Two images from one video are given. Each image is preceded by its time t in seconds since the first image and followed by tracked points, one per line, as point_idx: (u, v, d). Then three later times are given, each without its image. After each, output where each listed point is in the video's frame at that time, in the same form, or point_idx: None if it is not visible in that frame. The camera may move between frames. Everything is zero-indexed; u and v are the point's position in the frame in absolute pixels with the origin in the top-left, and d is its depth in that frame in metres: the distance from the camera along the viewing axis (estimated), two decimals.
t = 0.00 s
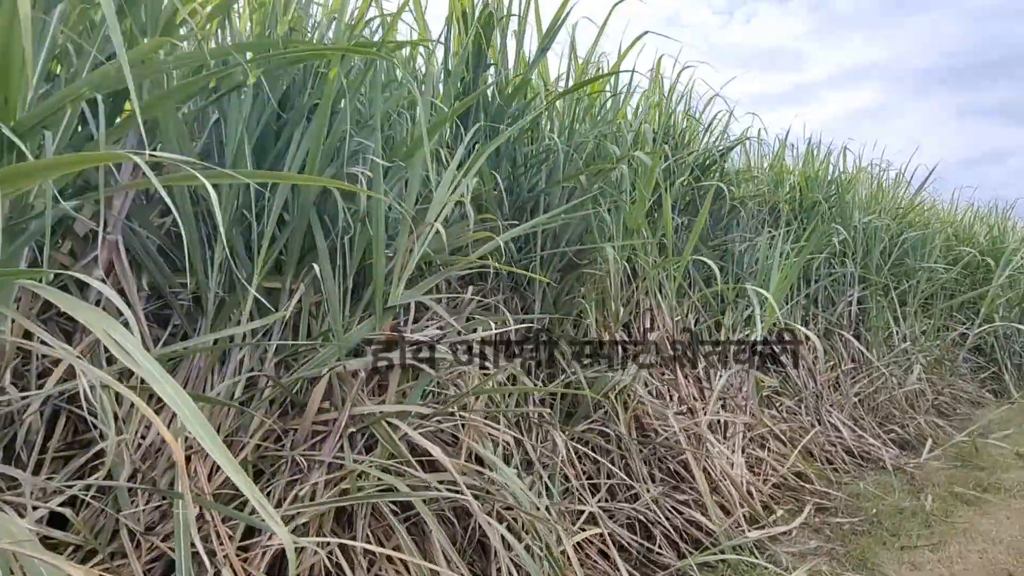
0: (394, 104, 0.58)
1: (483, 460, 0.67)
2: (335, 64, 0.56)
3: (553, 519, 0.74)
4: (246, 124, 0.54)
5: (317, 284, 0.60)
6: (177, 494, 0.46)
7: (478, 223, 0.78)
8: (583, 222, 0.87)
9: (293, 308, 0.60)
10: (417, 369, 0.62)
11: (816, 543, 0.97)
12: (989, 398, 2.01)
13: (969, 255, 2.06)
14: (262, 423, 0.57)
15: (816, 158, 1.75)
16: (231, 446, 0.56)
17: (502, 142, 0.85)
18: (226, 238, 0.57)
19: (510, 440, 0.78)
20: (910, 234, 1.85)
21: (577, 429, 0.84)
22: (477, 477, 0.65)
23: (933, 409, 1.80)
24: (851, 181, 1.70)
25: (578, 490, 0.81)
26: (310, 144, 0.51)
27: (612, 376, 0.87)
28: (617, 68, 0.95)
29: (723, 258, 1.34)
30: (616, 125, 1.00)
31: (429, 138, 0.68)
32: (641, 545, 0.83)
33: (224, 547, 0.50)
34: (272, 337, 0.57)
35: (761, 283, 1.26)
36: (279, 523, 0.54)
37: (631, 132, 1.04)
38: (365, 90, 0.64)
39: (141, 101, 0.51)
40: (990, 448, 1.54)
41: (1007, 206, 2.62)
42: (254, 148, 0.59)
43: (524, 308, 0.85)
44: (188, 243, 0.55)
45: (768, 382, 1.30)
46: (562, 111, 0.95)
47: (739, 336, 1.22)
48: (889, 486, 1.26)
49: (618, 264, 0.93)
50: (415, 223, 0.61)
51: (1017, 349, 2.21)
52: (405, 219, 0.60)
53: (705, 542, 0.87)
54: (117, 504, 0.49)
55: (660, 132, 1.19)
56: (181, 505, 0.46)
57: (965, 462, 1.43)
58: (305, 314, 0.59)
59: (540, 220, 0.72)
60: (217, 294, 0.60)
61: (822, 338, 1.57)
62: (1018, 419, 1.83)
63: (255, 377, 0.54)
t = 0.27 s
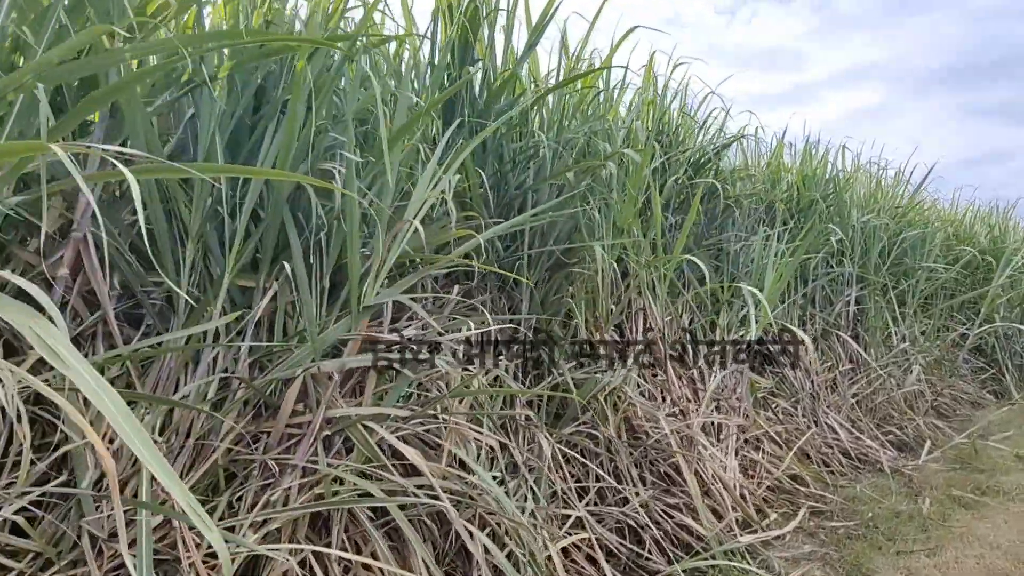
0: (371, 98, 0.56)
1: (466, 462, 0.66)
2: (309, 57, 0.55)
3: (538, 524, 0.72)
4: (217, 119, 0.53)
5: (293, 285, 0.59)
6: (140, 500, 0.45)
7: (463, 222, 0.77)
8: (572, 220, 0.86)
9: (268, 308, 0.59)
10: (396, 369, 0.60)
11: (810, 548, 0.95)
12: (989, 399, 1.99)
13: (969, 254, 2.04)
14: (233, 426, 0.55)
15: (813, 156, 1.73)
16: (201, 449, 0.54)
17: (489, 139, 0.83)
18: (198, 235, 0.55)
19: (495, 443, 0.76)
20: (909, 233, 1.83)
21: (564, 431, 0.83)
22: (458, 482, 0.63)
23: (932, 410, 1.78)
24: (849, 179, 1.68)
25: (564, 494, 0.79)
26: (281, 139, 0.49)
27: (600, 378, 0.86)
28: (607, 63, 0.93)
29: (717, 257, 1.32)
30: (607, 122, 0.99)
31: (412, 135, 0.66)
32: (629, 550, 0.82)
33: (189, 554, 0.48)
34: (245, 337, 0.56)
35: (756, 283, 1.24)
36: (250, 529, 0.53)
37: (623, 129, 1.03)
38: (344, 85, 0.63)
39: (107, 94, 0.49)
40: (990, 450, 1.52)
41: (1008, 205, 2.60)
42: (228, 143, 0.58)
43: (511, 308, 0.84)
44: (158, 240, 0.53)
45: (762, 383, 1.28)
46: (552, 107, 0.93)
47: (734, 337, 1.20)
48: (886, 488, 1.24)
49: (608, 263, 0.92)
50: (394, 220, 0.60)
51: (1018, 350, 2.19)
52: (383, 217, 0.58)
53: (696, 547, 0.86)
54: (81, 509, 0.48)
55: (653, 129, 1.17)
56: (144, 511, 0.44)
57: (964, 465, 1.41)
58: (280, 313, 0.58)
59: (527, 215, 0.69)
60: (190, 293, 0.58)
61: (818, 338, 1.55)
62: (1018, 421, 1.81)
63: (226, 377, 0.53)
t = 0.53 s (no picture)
0: (347, 88, 0.54)
1: (448, 463, 0.64)
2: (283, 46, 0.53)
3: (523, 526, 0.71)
4: (187, 108, 0.51)
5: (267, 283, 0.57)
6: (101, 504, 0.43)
7: (449, 217, 0.75)
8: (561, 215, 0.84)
9: (242, 305, 0.57)
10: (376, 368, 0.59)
11: (805, 551, 0.93)
12: (988, 399, 1.97)
13: (968, 253, 2.02)
14: (205, 425, 0.53)
15: (810, 153, 1.71)
16: (171, 450, 0.52)
17: (477, 133, 0.82)
18: (169, 229, 0.54)
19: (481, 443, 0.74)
20: (907, 231, 1.81)
21: (553, 431, 0.81)
22: (439, 483, 0.61)
23: (931, 410, 1.76)
24: (846, 177, 1.66)
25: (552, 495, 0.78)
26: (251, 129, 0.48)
27: (588, 377, 0.85)
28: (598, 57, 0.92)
29: (712, 255, 1.31)
30: (599, 117, 0.97)
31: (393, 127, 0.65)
32: (619, 553, 0.80)
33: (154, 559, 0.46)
34: (218, 333, 0.54)
35: (750, 281, 1.23)
36: (220, 533, 0.51)
37: (615, 124, 1.01)
38: (322, 75, 0.61)
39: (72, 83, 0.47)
40: (989, 451, 1.50)
41: (1007, 204, 2.58)
42: (202, 135, 0.56)
43: (499, 305, 0.83)
44: (127, 234, 0.52)
45: (757, 383, 1.26)
46: (542, 101, 0.92)
47: (728, 335, 1.18)
48: (883, 489, 1.22)
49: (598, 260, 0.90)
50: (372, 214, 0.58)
51: (1017, 349, 2.17)
52: (360, 211, 0.57)
53: (687, 550, 0.84)
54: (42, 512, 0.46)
55: (646, 125, 1.15)
56: (105, 514, 0.42)
57: (963, 466, 1.39)
58: (255, 309, 0.56)
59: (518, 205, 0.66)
60: (163, 288, 0.57)
61: (815, 338, 1.54)
62: (1018, 421, 1.79)
63: (197, 376, 0.51)
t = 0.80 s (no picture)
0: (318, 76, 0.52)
1: (426, 466, 0.63)
2: (251, 30, 0.51)
3: (506, 532, 0.69)
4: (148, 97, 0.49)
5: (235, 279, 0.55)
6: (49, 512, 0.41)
7: (431, 212, 0.73)
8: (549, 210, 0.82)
9: (209, 302, 0.55)
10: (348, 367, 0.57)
11: (798, 556, 0.91)
12: (987, 400, 1.95)
13: (968, 252, 1.99)
14: (168, 429, 0.51)
15: (807, 150, 1.69)
16: (132, 454, 0.50)
17: (461, 127, 0.80)
18: (132, 224, 0.51)
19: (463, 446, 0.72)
20: (905, 230, 1.79)
21: (538, 433, 0.80)
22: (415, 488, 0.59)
23: (929, 412, 1.73)
24: (844, 174, 1.64)
25: (537, 498, 0.76)
26: (212, 117, 0.45)
27: (576, 378, 0.82)
28: (587, 49, 0.89)
29: (707, 253, 1.28)
30: (589, 110, 0.95)
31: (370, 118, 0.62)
32: (606, 558, 0.78)
33: (108, 569, 0.44)
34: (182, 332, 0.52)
35: (745, 279, 1.20)
36: (182, 540, 0.49)
37: (606, 119, 0.99)
38: (295, 64, 0.59)
39: (25, 71, 0.45)
40: (987, 453, 1.47)
41: (1007, 203, 2.55)
42: (169, 126, 0.54)
43: (484, 305, 0.81)
44: (85, 227, 0.50)
45: (752, 383, 1.24)
46: (530, 94, 0.90)
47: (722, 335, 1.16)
48: (879, 492, 1.20)
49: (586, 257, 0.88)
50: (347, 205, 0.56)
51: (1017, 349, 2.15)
52: (333, 205, 0.54)
53: (677, 555, 0.82)
54: None
55: (638, 120, 1.13)
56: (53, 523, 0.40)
57: (961, 468, 1.37)
58: (223, 306, 0.54)
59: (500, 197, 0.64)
60: (128, 285, 0.55)
61: (811, 338, 1.52)
62: (1017, 422, 1.76)
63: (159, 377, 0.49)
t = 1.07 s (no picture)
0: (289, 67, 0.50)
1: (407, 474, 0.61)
2: (219, 18, 0.48)
3: (490, 541, 0.67)
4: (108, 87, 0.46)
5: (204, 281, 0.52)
6: None
7: (415, 210, 0.71)
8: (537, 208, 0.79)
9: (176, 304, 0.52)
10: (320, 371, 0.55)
11: (794, 563, 0.89)
12: (987, 401, 1.93)
13: (967, 251, 1.97)
14: (131, 436, 0.49)
15: (805, 148, 1.67)
16: (93, 463, 0.48)
17: (448, 122, 0.77)
18: (95, 221, 0.49)
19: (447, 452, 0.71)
20: (904, 229, 1.77)
21: (527, 437, 0.78)
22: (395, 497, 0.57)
23: (928, 413, 1.71)
24: (842, 173, 1.62)
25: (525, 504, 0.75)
26: (174, 109, 0.43)
27: (565, 381, 0.81)
28: (578, 43, 0.87)
29: (702, 252, 1.26)
30: (581, 106, 0.92)
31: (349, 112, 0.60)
32: (596, 566, 0.76)
33: None
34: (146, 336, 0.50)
35: (741, 279, 1.18)
36: (144, 555, 0.46)
37: (599, 115, 0.97)
38: (270, 56, 0.57)
39: None
40: (987, 455, 1.45)
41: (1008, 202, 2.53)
42: (135, 120, 0.52)
43: (472, 305, 0.79)
44: (44, 225, 0.47)
45: (748, 385, 1.22)
46: (520, 89, 0.87)
47: (717, 336, 1.14)
48: (877, 496, 1.18)
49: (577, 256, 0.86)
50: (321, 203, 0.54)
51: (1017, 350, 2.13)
52: (307, 202, 0.52)
53: (669, 563, 0.79)
54: None
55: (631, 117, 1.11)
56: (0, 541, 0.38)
57: (960, 471, 1.35)
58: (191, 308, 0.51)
59: (480, 196, 0.62)
60: (92, 285, 0.52)
61: (808, 338, 1.50)
62: (1017, 424, 1.74)
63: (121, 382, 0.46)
